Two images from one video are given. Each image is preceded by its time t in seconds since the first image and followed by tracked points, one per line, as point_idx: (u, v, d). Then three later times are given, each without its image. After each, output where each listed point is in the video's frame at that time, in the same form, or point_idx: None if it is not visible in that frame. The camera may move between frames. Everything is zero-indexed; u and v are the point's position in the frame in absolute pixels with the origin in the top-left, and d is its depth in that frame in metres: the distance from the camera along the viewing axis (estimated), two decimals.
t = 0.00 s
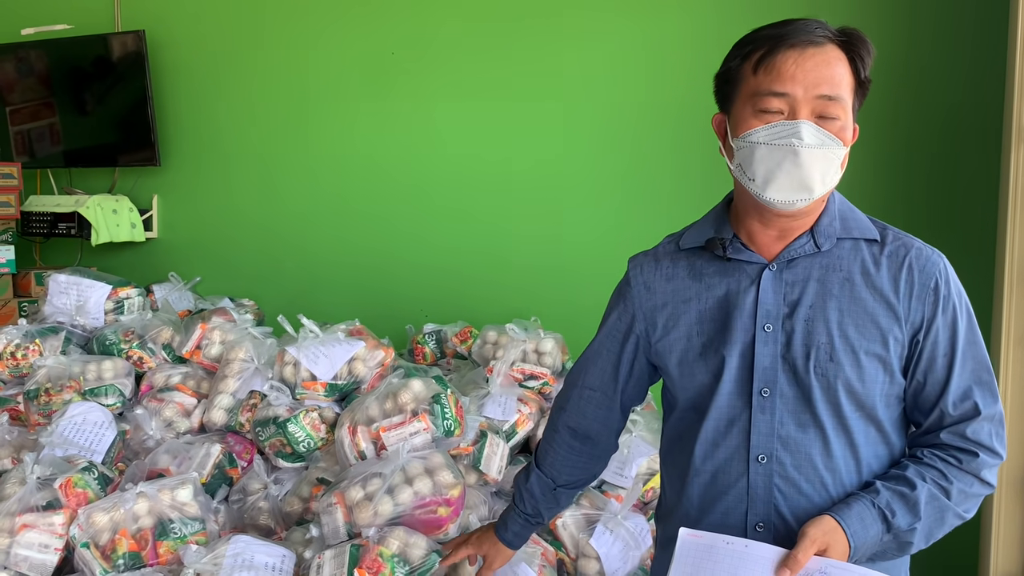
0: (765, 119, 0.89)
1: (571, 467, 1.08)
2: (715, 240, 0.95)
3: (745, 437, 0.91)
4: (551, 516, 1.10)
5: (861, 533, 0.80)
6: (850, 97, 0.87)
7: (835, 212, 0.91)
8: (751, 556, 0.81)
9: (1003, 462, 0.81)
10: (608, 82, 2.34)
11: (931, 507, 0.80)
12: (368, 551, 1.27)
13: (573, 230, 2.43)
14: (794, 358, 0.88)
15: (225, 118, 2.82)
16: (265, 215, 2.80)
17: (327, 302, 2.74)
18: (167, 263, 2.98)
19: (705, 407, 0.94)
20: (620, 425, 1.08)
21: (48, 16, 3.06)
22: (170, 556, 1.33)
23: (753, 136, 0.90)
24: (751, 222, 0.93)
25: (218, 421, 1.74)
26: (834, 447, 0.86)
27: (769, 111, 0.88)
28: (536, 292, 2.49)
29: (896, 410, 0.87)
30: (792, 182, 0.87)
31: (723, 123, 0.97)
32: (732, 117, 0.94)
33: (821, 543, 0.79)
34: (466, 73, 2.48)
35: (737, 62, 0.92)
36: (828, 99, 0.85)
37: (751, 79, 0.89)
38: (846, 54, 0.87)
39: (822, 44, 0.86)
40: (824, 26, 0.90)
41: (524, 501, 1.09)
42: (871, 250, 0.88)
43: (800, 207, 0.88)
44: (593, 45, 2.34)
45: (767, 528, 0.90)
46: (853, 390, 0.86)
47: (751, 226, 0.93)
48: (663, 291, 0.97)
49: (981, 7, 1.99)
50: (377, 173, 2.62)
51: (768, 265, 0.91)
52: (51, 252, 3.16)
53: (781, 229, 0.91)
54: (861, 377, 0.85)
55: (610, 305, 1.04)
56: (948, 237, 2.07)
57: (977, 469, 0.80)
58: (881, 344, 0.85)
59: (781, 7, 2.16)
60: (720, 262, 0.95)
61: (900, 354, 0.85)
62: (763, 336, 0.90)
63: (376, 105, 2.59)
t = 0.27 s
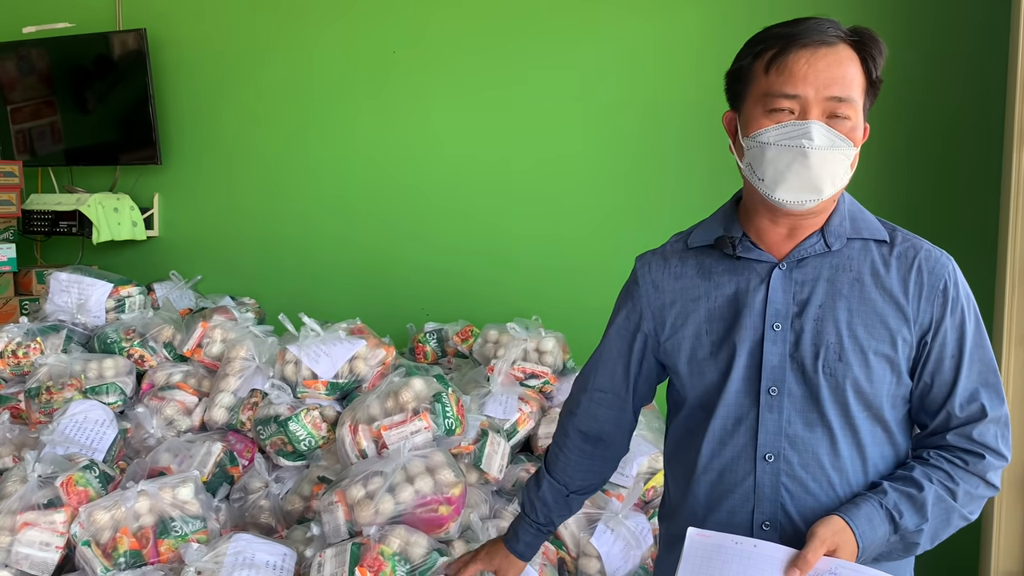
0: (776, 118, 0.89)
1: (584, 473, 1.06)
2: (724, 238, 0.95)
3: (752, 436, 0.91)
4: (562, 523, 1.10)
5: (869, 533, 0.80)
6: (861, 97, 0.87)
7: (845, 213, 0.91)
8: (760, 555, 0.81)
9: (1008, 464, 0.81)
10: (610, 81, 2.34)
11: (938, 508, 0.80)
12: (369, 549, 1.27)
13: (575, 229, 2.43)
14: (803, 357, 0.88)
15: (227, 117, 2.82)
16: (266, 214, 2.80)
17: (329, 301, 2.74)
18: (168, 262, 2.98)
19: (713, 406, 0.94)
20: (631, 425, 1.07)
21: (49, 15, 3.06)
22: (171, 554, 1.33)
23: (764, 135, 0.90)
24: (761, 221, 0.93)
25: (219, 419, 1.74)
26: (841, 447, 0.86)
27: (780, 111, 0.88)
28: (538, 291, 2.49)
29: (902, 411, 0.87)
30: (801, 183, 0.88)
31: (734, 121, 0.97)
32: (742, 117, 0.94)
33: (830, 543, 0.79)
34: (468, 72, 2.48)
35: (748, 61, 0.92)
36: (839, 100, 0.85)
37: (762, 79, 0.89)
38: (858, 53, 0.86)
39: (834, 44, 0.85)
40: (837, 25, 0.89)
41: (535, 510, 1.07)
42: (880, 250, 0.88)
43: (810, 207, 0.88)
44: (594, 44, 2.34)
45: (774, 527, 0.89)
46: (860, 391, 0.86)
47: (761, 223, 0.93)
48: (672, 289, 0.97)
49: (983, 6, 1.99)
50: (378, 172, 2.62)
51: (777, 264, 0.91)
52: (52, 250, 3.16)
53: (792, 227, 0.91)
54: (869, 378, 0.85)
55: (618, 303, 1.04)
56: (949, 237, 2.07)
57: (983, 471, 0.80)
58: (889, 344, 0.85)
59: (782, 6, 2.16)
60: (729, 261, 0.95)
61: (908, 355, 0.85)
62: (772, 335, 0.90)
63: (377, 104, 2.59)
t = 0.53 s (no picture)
0: (781, 120, 0.89)
1: (592, 476, 1.04)
2: (729, 238, 0.95)
3: (758, 435, 0.90)
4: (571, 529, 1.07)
5: (876, 532, 0.80)
6: (867, 100, 0.87)
7: (850, 213, 0.91)
8: (768, 555, 0.81)
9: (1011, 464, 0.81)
10: (611, 81, 2.34)
11: (943, 508, 0.80)
12: (369, 549, 1.27)
13: (576, 228, 2.43)
14: (808, 357, 0.88)
15: (228, 116, 2.82)
16: (267, 213, 2.80)
17: (329, 300, 2.74)
18: (169, 261, 2.98)
19: (718, 405, 0.94)
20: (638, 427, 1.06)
21: (50, 14, 3.06)
22: (171, 553, 1.33)
23: (769, 136, 0.90)
24: (766, 221, 0.93)
25: (220, 418, 1.74)
26: (847, 446, 0.86)
27: (785, 113, 0.88)
28: (538, 290, 2.49)
29: (906, 411, 0.87)
30: (807, 184, 0.87)
31: (740, 122, 0.97)
32: (748, 117, 0.93)
33: (839, 542, 0.79)
34: (468, 71, 2.48)
35: (754, 62, 0.92)
36: (844, 102, 0.85)
37: (768, 80, 0.89)
38: (865, 55, 0.87)
39: (840, 46, 0.85)
40: (843, 27, 0.89)
41: (544, 519, 1.05)
42: (885, 251, 0.88)
43: (815, 209, 0.88)
44: (595, 44, 2.34)
45: (779, 525, 0.89)
46: (866, 390, 0.85)
47: (767, 224, 0.93)
48: (677, 289, 0.97)
49: (983, 7, 1.99)
50: (379, 171, 2.62)
51: (783, 264, 0.91)
52: (52, 249, 3.16)
53: (797, 227, 0.91)
54: (874, 377, 0.85)
55: (621, 304, 1.04)
56: (949, 237, 2.07)
57: (986, 471, 0.80)
58: (895, 344, 0.85)
59: (783, 6, 2.16)
60: (734, 261, 0.95)
61: (913, 355, 0.85)
62: (778, 334, 0.90)
63: (377, 104, 2.59)
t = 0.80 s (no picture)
0: (779, 122, 0.89)
1: (603, 482, 1.05)
2: (730, 240, 0.96)
3: (758, 435, 0.91)
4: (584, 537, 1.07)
5: (878, 532, 0.80)
6: (865, 100, 0.87)
7: (851, 214, 0.91)
8: (772, 555, 0.81)
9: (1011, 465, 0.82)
10: (611, 82, 2.34)
11: (944, 508, 0.80)
12: (369, 549, 1.27)
13: (575, 228, 2.43)
14: (808, 357, 0.88)
15: (229, 117, 2.82)
16: (267, 213, 2.80)
17: (329, 300, 2.74)
18: (169, 261, 2.98)
19: (719, 405, 0.94)
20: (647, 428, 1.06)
21: (50, 14, 3.06)
22: (171, 553, 1.33)
23: (767, 138, 0.90)
24: (766, 222, 0.93)
25: (219, 418, 1.74)
26: (847, 447, 0.86)
27: (783, 114, 0.88)
28: (538, 290, 2.49)
29: (906, 411, 0.87)
30: (804, 186, 0.87)
31: (739, 123, 0.97)
32: (746, 119, 0.94)
33: (841, 542, 0.79)
34: (468, 72, 2.48)
35: (753, 64, 0.92)
36: (842, 103, 0.85)
37: (766, 82, 0.89)
38: (863, 56, 0.87)
39: (838, 47, 0.86)
40: (842, 28, 0.89)
41: (555, 529, 1.05)
42: (885, 252, 0.88)
43: (813, 210, 0.88)
44: (594, 45, 2.34)
45: (780, 525, 0.89)
46: (866, 391, 0.85)
47: (767, 225, 0.93)
48: (679, 290, 0.97)
49: (982, 8, 1.99)
50: (379, 172, 2.62)
51: (783, 265, 0.91)
52: (52, 250, 3.16)
53: (798, 228, 0.91)
54: (874, 378, 0.85)
55: (623, 306, 1.04)
56: (948, 237, 2.07)
57: (987, 471, 0.80)
58: (895, 345, 0.85)
59: (784, 7, 2.16)
60: (735, 262, 0.95)
61: (913, 356, 0.85)
62: (778, 335, 0.90)
63: (377, 104, 2.60)
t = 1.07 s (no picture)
0: (772, 117, 0.89)
1: (616, 485, 1.05)
2: (729, 240, 0.96)
3: (755, 434, 0.91)
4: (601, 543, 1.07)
5: (874, 534, 0.80)
6: (860, 96, 0.87)
7: (850, 214, 0.91)
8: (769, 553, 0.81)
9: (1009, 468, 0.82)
10: (610, 82, 2.34)
11: (941, 510, 0.81)
12: (368, 548, 1.28)
13: (574, 228, 2.43)
14: (806, 358, 0.88)
15: (228, 117, 2.82)
16: (266, 213, 2.80)
17: (328, 300, 2.74)
18: (168, 261, 2.98)
19: (717, 404, 0.94)
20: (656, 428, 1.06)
21: (50, 14, 3.06)
22: (170, 553, 1.34)
23: (761, 133, 0.90)
24: (765, 222, 0.93)
25: (219, 418, 1.74)
26: (844, 447, 0.86)
27: (776, 110, 0.89)
28: (537, 290, 2.49)
29: (904, 413, 0.87)
30: (797, 180, 0.87)
31: (737, 123, 0.97)
32: (743, 117, 0.94)
33: (838, 543, 0.80)
34: (467, 72, 2.48)
35: (748, 62, 0.92)
36: (835, 99, 0.86)
37: (759, 79, 0.90)
38: (857, 53, 0.87)
39: (831, 44, 0.86)
40: (837, 25, 0.89)
41: (575, 537, 1.05)
42: (885, 253, 0.88)
43: (808, 204, 0.88)
44: (594, 44, 2.34)
45: (777, 525, 0.89)
46: (864, 392, 0.85)
47: (765, 225, 0.93)
48: (679, 291, 0.97)
49: (980, 9, 2.00)
50: (378, 171, 2.62)
51: (782, 266, 0.92)
52: (52, 249, 3.16)
53: (796, 228, 0.91)
54: (871, 379, 0.85)
55: (623, 307, 1.04)
56: (947, 238, 2.08)
57: (985, 474, 0.81)
58: (893, 346, 0.85)
59: (783, 7, 2.16)
60: (735, 262, 0.95)
61: (911, 358, 0.85)
62: (776, 335, 0.90)
63: (377, 104, 2.60)
